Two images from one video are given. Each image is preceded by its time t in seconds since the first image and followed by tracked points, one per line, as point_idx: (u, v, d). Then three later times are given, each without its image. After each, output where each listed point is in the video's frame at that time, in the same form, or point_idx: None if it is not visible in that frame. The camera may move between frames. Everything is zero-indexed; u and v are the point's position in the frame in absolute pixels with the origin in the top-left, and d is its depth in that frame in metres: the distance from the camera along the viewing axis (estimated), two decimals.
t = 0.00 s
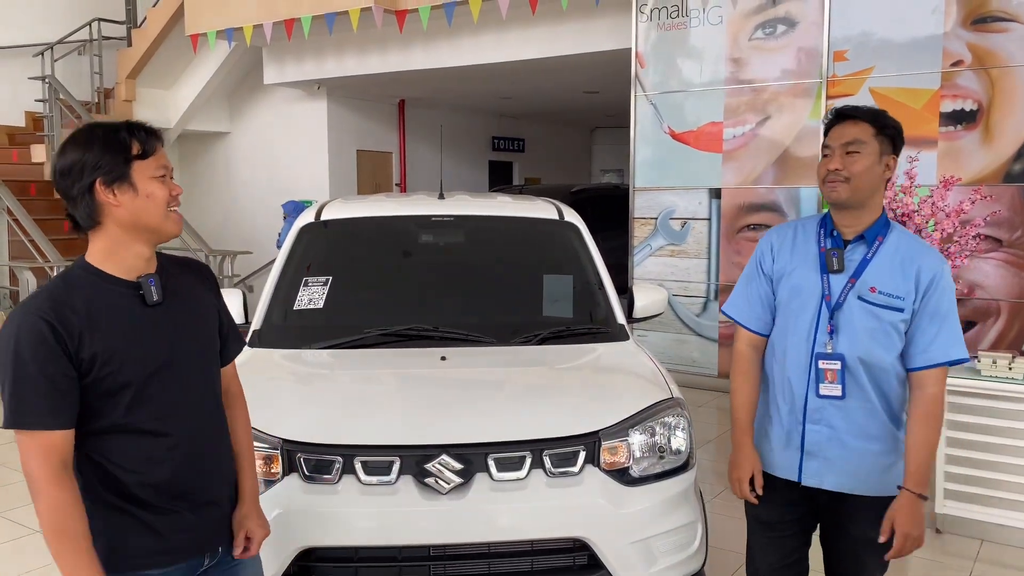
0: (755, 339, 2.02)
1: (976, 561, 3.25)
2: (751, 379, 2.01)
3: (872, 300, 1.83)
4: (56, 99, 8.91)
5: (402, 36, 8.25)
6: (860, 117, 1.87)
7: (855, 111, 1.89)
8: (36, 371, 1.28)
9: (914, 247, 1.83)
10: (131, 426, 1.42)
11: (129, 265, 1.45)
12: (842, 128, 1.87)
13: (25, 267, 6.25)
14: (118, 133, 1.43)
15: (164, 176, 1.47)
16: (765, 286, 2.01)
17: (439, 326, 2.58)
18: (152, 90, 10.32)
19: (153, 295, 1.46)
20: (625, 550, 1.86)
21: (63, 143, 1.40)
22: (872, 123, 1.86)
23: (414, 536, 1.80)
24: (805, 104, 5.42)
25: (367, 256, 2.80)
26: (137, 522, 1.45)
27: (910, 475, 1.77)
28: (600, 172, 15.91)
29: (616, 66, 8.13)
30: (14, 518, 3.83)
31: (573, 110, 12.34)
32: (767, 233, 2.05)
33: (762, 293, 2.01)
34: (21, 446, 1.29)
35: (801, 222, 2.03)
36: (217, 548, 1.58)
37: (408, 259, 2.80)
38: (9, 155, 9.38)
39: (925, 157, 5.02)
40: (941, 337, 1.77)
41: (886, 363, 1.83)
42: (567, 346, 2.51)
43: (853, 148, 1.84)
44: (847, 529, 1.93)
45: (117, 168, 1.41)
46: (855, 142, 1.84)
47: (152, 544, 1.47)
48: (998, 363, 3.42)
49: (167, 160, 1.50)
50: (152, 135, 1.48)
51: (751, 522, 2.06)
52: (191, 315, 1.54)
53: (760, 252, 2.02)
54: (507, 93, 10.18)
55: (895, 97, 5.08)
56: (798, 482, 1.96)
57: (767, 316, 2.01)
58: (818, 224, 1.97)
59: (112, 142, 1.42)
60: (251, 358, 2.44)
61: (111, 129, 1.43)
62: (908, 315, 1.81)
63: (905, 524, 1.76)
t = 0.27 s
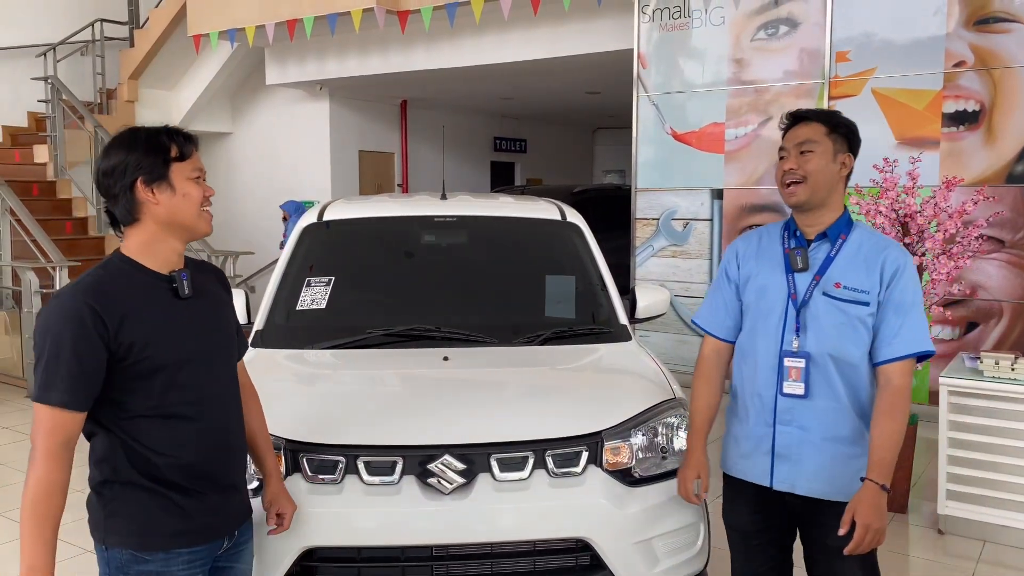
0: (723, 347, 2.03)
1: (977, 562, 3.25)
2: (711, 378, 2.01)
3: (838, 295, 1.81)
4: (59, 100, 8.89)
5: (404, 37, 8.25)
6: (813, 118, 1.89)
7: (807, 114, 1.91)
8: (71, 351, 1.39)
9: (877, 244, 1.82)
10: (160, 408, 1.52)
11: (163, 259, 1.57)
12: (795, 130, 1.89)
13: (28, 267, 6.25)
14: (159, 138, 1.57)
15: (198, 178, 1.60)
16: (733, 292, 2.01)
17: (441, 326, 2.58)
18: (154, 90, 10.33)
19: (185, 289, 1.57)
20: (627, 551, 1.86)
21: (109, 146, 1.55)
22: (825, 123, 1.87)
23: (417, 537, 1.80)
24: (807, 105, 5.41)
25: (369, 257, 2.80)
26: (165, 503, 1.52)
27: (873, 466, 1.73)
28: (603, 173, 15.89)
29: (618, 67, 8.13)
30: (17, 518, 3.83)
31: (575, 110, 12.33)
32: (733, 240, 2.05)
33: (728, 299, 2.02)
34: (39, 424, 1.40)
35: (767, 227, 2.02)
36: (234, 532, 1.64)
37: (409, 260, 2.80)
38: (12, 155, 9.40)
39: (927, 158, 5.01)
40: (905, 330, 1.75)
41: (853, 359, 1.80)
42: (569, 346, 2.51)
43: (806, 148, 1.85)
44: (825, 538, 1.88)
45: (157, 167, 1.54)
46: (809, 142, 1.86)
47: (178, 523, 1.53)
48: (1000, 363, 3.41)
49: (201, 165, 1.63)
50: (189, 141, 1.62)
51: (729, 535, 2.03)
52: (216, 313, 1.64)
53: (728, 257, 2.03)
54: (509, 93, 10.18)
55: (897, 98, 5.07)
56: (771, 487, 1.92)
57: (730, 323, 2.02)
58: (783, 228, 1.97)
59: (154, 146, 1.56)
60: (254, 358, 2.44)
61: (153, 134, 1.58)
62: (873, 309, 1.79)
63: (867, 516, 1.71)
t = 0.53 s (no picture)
0: (684, 341, 2.06)
1: (980, 563, 3.24)
2: (660, 354, 2.06)
3: (815, 295, 1.80)
4: (61, 100, 8.90)
5: (406, 37, 8.26)
6: (784, 120, 1.86)
7: (778, 114, 1.88)
8: (92, 338, 1.40)
9: (855, 244, 1.81)
10: (167, 400, 1.53)
11: (181, 257, 1.58)
12: (766, 133, 1.87)
13: (30, 267, 6.25)
14: (181, 140, 1.58)
15: (218, 181, 1.61)
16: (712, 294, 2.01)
17: (443, 326, 2.58)
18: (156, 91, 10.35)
19: (198, 287, 1.57)
20: (629, 551, 1.85)
21: (135, 147, 1.56)
22: (797, 124, 1.85)
23: (418, 537, 1.79)
24: (809, 105, 5.41)
25: (370, 257, 2.80)
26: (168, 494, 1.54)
27: (875, 467, 1.72)
28: (604, 173, 15.89)
29: (620, 67, 8.13)
30: (18, 518, 3.84)
31: (577, 111, 12.33)
32: (712, 242, 2.05)
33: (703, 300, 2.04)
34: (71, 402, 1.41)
35: (744, 228, 2.02)
36: (226, 524, 1.65)
37: (411, 260, 2.80)
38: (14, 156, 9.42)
39: (929, 158, 5.01)
40: (892, 331, 1.73)
41: (832, 359, 1.79)
42: (570, 346, 2.51)
43: (779, 150, 1.83)
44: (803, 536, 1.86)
45: (178, 168, 1.55)
46: (782, 144, 1.83)
47: (179, 513, 1.55)
48: (1002, 364, 3.40)
49: (221, 169, 1.64)
50: (209, 145, 1.63)
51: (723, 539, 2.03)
52: (228, 309, 1.65)
53: (706, 258, 2.03)
54: (510, 93, 10.19)
55: (898, 98, 5.07)
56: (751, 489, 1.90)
57: (696, 320, 2.05)
58: (760, 228, 1.96)
59: (176, 147, 1.56)
60: (256, 358, 2.45)
61: (175, 137, 1.58)
62: (851, 308, 1.78)
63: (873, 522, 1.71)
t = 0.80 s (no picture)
0: (668, 339, 2.07)
1: (981, 563, 3.24)
2: (642, 350, 2.08)
3: (810, 300, 1.80)
4: (63, 99, 8.91)
5: (407, 36, 8.26)
6: (770, 122, 1.85)
7: (764, 116, 1.86)
8: (96, 328, 1.40)
9: (846, 245, 1.82)
10: (168, 393, 1.53)
11: (185, 255, 1.59)
12: (753, 136, 1.85)
13: (32, 266, 6.25)
14: (192, 144, 1.58)
15: (227, 186, 1.61)
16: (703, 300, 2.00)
17: (444, 326, 2.58)
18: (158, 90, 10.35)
19: (199, 284, 1.58)
20: (629, 551, 1.85)
21: (149, 146, 1.57)
22: (785, 126, 1.83)
23: (419, 536, 1.79)
24: (810, 104, 5.40)
25: (372, 256, 2.80)
26: (167, 486, 1.55)
27: (897, 442, 1.78)
28: (606, 173, 15.88)
29: (621, 67, 8.13)
30: (19, 516, 3.84)
31: (578, 110, 12.32)
32: (699, 245, 2.03)
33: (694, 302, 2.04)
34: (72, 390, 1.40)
35: (731, 232, 2.01)
36: (228, 519, 1.66)
37: (412, 259, 2.81)
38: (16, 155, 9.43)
39: (931, 158, 5.00)
40: (904, 324, 1.79)
41: (829, 362, 1.79)
42: (571, 346, 2.51)
43: (768, 155, 1.82)
44: (802, 541, 1.86)
45: (188, 170, 1.55)
46: (770, 148, 1.82)
47: (178, 506, 1.56)
48: (1004, 364, 3.39)
49: (230, 174, 1.64)
50: (220, 150, 1.63)
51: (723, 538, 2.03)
52: (229, 305, 1.66)
53: (695, 264, 2.01)
54: (511, 93, 10.19)
55: (900, 97, 5.07)
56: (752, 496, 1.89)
57: (682, 319, 2.05)
58: (749, 230, 1.96)
59: (188, 150, 1.57)
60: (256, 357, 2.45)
61: (186, 141, 1.58)
62: (846, 311, 1.79)
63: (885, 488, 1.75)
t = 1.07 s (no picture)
0: (668, 346, 2.09)
1: (983, 563, 3.23)
2: (646, 355, 2.09)
3: (805, 297, 1.80)
4: (64, 98, 8.91)
5: (408, 35, 8.26)
6: (762, 120, 1.85)
7: (755, 114, 1.86)
8: (94, 324, 1.40)
9: (838, 239, 1.81)
10: (168, 392, 1.53)
11: (186, 254, 1.58)
12: (745, 136, 1.84)
13: (33, 265, 6.24)
14: (190, 143, 1.58)
15: (226, 184, 1.61)
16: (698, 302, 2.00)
17: (445, 325, 2.58)
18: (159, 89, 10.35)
19: (200, 283, 1.58)
20: (630, 551, 1.84)
21: (148, 147, 1.57)
22: (777, 125, 1.83)
23: (420, 536, 1.79)
24: (811, 104, 5.39)
25: (373, 255, 2.80)
26: (166, 487, 1.54)
27: (885, 417, 1.80)
28: (606, 172, 15.88)
29: (622, 66, 8.12)
30: (19, 515, 3.84)
31: (579, 110, 12.31)
32: (692, 248, 2.03)
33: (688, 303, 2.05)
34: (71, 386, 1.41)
35: (723, 233, 2.00)
36: (228, 520, 1.66)
37: (413, 258, 2.81)
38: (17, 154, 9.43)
39: (932, 157, 5.00)
40: (900, 314, 1.78)
41: (825, 359, 1.79)
42: (572, 345, 2.51)
43: (764, 154, 1.82)
44: (802, 541, 1.85)
45: (186, 169, 1.55)
46: (765, 147, 1.82)
47: (176, 508, 1.55)
48: (1005, 363, 3.39)
49: (230, 172, 1.64)
50: (219, 148, 1.63)
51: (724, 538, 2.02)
52: (230, 305, 1.65)
53: (689, 267, 2.01)
54: (512, 92, 10.18)
55: (901, 96, 5.06)
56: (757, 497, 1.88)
57: (679, 323, 2.07)
58: (741, 230, 1.96)
59: (186, 149, 1.57)
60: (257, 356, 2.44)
61: (184, 140, 1.58)
62: (841, 306, 1.78)
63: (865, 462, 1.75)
